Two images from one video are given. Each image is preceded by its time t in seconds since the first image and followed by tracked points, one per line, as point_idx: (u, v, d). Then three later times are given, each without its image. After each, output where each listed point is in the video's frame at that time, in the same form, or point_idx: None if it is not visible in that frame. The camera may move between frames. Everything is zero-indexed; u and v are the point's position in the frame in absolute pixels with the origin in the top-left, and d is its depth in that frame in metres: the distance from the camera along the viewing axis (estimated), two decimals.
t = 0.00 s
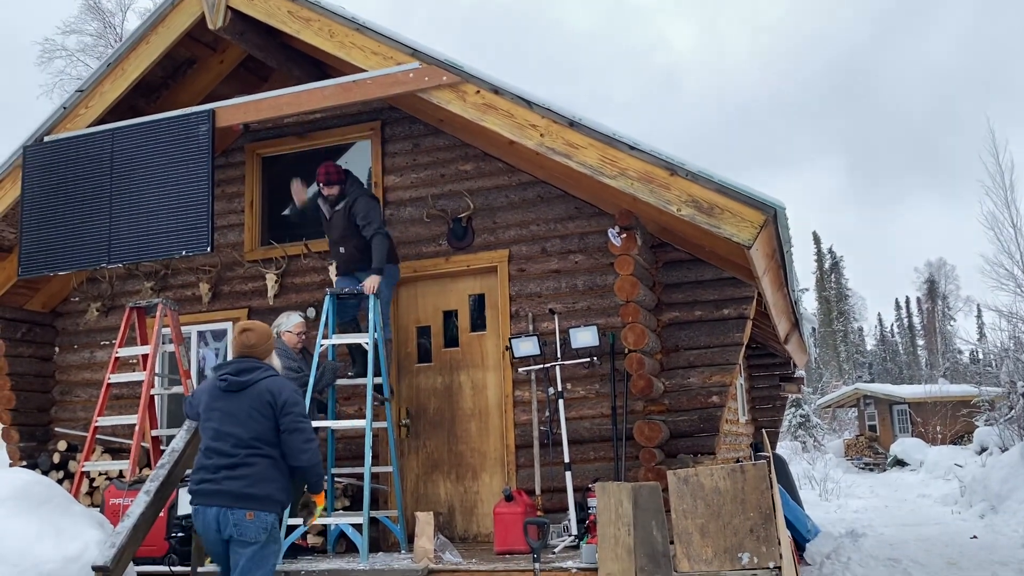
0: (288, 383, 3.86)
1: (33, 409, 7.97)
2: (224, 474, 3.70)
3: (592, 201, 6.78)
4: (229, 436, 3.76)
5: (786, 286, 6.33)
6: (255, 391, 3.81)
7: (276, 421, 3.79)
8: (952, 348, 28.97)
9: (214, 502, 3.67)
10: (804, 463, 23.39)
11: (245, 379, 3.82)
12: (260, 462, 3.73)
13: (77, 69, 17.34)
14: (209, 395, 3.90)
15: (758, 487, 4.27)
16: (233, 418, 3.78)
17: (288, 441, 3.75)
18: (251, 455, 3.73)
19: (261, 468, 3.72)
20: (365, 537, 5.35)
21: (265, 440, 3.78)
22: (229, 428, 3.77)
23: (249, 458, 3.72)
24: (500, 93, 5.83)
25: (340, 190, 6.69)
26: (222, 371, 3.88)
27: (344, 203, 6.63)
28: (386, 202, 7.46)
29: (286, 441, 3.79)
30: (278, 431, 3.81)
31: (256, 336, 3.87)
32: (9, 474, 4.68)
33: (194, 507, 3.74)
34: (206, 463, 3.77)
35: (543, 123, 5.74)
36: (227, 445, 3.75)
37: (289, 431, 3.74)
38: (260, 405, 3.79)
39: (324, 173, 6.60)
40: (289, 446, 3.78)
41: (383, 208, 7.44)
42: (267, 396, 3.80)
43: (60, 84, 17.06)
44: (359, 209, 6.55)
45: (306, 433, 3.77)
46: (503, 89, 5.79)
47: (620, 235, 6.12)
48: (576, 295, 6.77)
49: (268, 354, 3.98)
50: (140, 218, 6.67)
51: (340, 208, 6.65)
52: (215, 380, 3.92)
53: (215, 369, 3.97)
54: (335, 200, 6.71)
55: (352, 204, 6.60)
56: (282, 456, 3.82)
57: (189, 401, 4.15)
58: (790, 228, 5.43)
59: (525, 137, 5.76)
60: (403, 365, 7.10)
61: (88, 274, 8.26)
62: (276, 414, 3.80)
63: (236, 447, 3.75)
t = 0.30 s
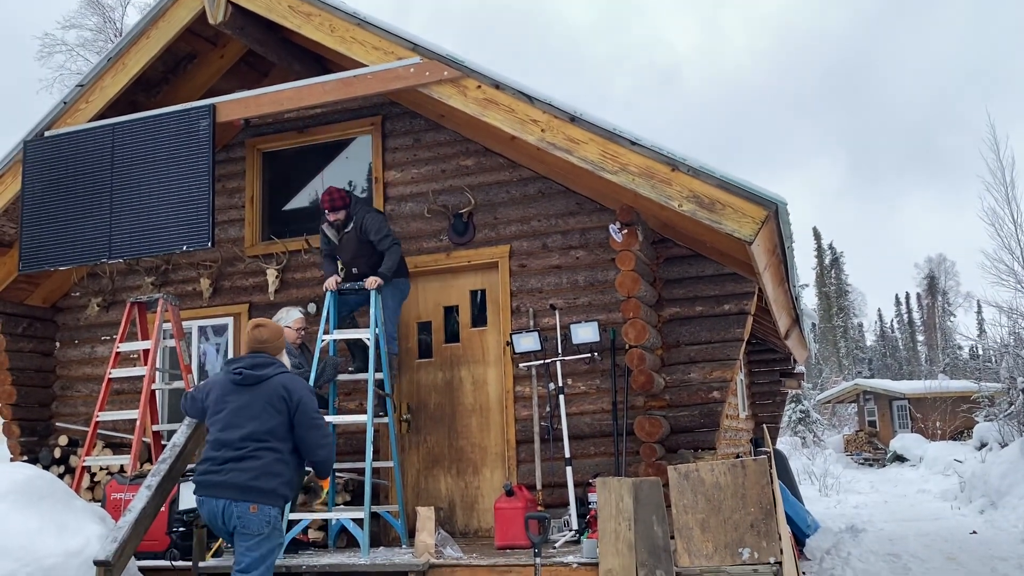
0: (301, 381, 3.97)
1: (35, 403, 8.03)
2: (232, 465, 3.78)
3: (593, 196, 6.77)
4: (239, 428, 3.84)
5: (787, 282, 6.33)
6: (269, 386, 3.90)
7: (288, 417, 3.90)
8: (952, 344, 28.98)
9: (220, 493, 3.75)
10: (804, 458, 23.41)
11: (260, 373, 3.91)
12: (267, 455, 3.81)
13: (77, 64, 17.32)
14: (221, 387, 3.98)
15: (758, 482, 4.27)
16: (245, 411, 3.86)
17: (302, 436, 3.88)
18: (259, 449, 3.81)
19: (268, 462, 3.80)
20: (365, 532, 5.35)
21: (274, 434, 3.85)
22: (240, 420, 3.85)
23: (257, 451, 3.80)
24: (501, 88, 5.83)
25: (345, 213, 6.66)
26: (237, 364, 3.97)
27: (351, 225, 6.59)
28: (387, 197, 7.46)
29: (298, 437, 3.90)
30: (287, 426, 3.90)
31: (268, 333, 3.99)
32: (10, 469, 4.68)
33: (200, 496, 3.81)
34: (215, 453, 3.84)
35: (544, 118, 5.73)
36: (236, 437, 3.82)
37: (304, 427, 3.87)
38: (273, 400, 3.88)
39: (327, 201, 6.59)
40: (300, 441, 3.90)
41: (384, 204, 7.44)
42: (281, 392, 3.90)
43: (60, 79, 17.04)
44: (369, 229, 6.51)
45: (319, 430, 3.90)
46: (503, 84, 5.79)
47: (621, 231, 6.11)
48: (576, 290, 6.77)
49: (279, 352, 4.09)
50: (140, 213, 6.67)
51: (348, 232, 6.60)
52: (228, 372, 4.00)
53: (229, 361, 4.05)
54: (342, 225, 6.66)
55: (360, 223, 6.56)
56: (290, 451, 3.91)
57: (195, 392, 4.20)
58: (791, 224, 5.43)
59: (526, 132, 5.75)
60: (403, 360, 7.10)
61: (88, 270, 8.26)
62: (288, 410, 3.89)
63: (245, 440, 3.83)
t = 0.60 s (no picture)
0: (311, 376, 4.15)
1: (33, 398, 7.96)
2: (242, 453, 3.90)
3: (593, 190, 6.76)
4: (250, 417, 3.96)
5: (787, 276, 6.33)
6: (281, 377, 4.05)
7: (298, 409, 4.06)
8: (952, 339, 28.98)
9: (229, 480, 3.86)
10: (802, 453, 23.45)
11: (274, 365, 4.05)
12: (275, 445, 3.95)
13: (76, 58, 17.29)
14: (231, 377, 4.09)
15: (758, 476, 4.28)
16: (257, 401, 3.99)
17: (310, 429, 4.06)
18: (269, 438, 3.94)
19: (276, 451, 3.94)
20: (366, 526, 5.36)
21: (284, 425, 3.99)
22: (251, 410, 3.98)
23: (267, 440, 3.93)
24: (501, 82, 5.82)
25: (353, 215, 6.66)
26: (248, 355, 4.08)
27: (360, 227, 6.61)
28: (387, 191, 7.45)
29: (305, 429, 4.07)
30: (296, 418, 4.05)
31: (275, 326, 4.15)
32: (12, 462, 4.68)
33: (206, 482, 3.91)
34: (224, 441, 3.95)
35: (544, 112, 5.72)
36: (247, 426, 3.94)
37: (312, 420, 4.05)
38: (285, 391, 4.03)
39: (334, 205, 6.61)
40: (307, 433, 4.07)
41: (384, 198, 7.43)
42: (293, 384, 4.06)
43: (59, 72, 17.00)
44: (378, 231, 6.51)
45: (326, 424, 4.08)
46: (503, 78, 5.78)
47: (622, 224, 6.11)
48: (577, 285, 6.76)
49: (286, 346, 4.23)
50: (140, 206, 6.66)
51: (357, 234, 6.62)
52: (239, 362, 4.11)
53: (239, 351, 4.16)
54: (351, 227, 6.68)
55: (368, 225, 6.56)
56: (296, 442, 4.07)
57: (195, 383, 4.26)
58: (792, 218, 5.42)
59: (526, 126, 5.74)
60: (403, 354, 7.10)
61: (88, 263, 8.25)
62: (299, 402, 4.05)
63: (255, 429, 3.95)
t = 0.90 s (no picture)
0: (312, 369, 4.16)
1: (33, 392, 8.03)
2: (246, 446, 3.91)
3: (592, 184, 6.76)
4: (254, 411, 3.97)
5: (786, 271, 6.33)
6: (283, 371, 4.05)
7: (300, 403, 4.07)
8: (950, 334, 29.01)
9: (235, 473, 3.87)
10: (801, 447, 23.48)
11: (276, 359, 4.05)
12: (279, 438, 3.96)
13: (75, 52, 17.26)
14: (233, 371, 4.09)
15: (756, 470, 4.28)
16: (260, 395, 4.00)
17: (312, 423, 4.09)
18: (273, 432, 3.95)
19: (280, 444, 3.95)
20: (365, 519, 5.38)
21: (287, 418, 4.00)
22: (254, 403, 3.98)
23: (271, 434, 3.94)
24: (500, 75, 5.81)
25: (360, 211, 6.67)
26: (251, 349, 4.08)
27: (367, 221, 6.61)
28: (386, 186, 7.44)
29: (306, 422, 4.09)
30: (298, 411, 4.07)
31: (274, 321, 4.16)
32: (12, 456, 4.68)
33: (210, 475, 3.91)
34: (227, 434, 3.95)
35: (543, 106, 5.72)
36: (251, 419, 3.94)
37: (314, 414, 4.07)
38: (288, 385, 4.04)
39: (338, 200, 6.58)
40: (308, 427, 4.09)
41: (383, 192, 7.42)
42: (295, 378, 4.07)
43: (57, 66, 16.95)
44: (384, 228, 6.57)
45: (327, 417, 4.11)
46: (502, 72, 5.77)
47: (621, 219, 6.12)
48: (576, 279, 6.76)
49: (286, 339, 4.24)
50: (139, 201, 6.65)
51: (364, 229, 6.61)
52: (240, 356, 4.11)
53: (240, 345, 4.16)
54: (357, 223, 6.68)
55: (375, 220, 6.59)
56: (298, 436, 4.08)
57: (195, 375, 4.26)
58: (791, 212, 5.42)
59: (526, 120, 5.74)
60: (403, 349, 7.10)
61: (87, 258, 8.24)
62: (301, 396, 4.07)
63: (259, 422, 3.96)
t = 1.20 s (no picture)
0: (309, 365, 4.16)
1: (32, 386, 7.99)
2: (248, 444, 3.91)
3: (591, 178, 6.75)
4: (253, 410, 3.97)
5: (785, 266, 6.34)
6: (281, 369, 4.05)
7: (299, 400, 4.07)
8: (949, 329, 29.05)
9: (237, 472, 3.87)
10: (799, 442, 23.51)
11: (274, 356, 4.05)
12: (281, 436, 3.96)
13: (72, 46, 17.22)
14: (231, 370, 4.09)
15: (754, 464, 4.29)
16: (259, 394, 3.99)
17: (311, 419, 4.09)
18: (274, 430, 3.95)
19: (282, 442, 3.95)
20: (364, 513, 5.41)
21: (287, 416, 4.00)
22: (254, 403, 3.98)
23: (272, 432, 3.94)
24: (499, 70, 5.80)
25: (360, 217, 6.68)
26: (248, 347, 4.08)
27: (368, 226, 6.61)
28: (385, 180, 7.43)
29: (306, 419, 4.09)
30: (298, 408, 4.07)
31: (271, 317, 4.15)
32: (11, 450, 4.69)
33: (213, 475, 3.92)
34: (228, 435, 3.95)
35: (542, 101, 5.71)
36: (251, 419, 3.94)
37: (313, 410, 4.07)
38: (287, 382, 4.04)
39: (339, 205, 6.61)
40: (307, 424, 4.08)
41: (382, 187, 7.42)
42: (294, 375, 4.07)
43: (55, 60, 16.92)
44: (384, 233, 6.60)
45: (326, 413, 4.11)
46: (502, 66, 5.75)
47: (620, 214, 6.08)
48: (575, 274, 6.76)
49: (283, 335, 4.23)
50: (138, 195, 6.64)
51: (365, 234, 6.62)
52: (237, 355, 4.11)
53: (237, 344, 4.15)
54: (358, 228, 6.68)
55: (376, 224, 6.62)
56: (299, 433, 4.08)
57: (195, 373, 4.27)
58: (790, 207, 5.42)
59: (525, 114, 5.73)
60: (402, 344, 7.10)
61: (86, 252, 8.23)
62: (300, 393, 4.07)
63: (260, 421, 3.96)
